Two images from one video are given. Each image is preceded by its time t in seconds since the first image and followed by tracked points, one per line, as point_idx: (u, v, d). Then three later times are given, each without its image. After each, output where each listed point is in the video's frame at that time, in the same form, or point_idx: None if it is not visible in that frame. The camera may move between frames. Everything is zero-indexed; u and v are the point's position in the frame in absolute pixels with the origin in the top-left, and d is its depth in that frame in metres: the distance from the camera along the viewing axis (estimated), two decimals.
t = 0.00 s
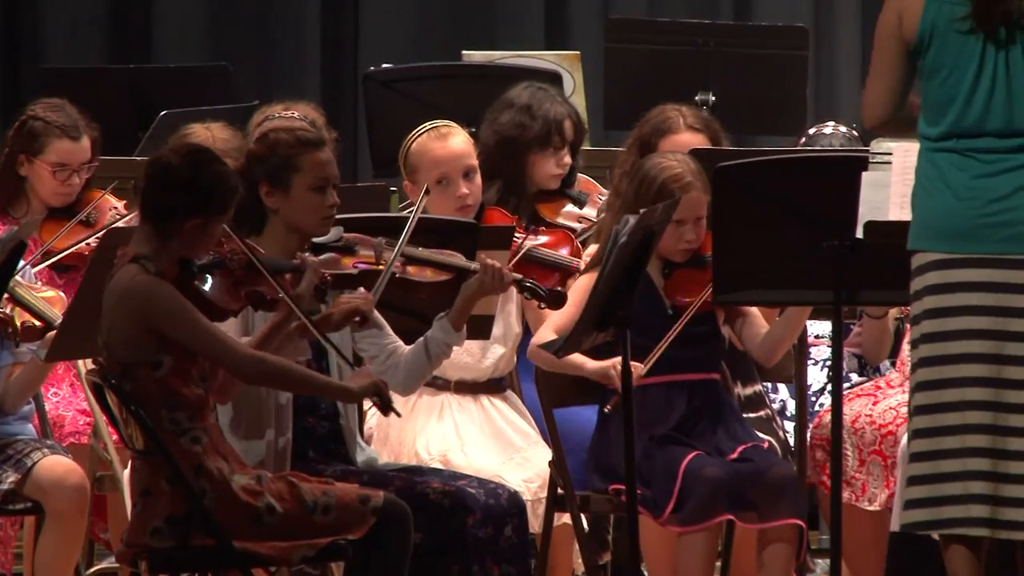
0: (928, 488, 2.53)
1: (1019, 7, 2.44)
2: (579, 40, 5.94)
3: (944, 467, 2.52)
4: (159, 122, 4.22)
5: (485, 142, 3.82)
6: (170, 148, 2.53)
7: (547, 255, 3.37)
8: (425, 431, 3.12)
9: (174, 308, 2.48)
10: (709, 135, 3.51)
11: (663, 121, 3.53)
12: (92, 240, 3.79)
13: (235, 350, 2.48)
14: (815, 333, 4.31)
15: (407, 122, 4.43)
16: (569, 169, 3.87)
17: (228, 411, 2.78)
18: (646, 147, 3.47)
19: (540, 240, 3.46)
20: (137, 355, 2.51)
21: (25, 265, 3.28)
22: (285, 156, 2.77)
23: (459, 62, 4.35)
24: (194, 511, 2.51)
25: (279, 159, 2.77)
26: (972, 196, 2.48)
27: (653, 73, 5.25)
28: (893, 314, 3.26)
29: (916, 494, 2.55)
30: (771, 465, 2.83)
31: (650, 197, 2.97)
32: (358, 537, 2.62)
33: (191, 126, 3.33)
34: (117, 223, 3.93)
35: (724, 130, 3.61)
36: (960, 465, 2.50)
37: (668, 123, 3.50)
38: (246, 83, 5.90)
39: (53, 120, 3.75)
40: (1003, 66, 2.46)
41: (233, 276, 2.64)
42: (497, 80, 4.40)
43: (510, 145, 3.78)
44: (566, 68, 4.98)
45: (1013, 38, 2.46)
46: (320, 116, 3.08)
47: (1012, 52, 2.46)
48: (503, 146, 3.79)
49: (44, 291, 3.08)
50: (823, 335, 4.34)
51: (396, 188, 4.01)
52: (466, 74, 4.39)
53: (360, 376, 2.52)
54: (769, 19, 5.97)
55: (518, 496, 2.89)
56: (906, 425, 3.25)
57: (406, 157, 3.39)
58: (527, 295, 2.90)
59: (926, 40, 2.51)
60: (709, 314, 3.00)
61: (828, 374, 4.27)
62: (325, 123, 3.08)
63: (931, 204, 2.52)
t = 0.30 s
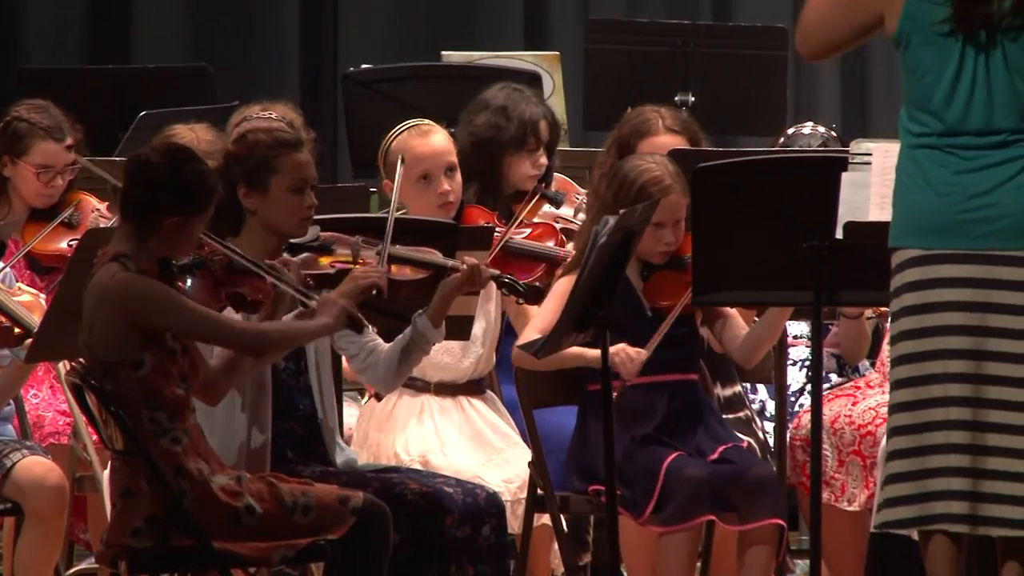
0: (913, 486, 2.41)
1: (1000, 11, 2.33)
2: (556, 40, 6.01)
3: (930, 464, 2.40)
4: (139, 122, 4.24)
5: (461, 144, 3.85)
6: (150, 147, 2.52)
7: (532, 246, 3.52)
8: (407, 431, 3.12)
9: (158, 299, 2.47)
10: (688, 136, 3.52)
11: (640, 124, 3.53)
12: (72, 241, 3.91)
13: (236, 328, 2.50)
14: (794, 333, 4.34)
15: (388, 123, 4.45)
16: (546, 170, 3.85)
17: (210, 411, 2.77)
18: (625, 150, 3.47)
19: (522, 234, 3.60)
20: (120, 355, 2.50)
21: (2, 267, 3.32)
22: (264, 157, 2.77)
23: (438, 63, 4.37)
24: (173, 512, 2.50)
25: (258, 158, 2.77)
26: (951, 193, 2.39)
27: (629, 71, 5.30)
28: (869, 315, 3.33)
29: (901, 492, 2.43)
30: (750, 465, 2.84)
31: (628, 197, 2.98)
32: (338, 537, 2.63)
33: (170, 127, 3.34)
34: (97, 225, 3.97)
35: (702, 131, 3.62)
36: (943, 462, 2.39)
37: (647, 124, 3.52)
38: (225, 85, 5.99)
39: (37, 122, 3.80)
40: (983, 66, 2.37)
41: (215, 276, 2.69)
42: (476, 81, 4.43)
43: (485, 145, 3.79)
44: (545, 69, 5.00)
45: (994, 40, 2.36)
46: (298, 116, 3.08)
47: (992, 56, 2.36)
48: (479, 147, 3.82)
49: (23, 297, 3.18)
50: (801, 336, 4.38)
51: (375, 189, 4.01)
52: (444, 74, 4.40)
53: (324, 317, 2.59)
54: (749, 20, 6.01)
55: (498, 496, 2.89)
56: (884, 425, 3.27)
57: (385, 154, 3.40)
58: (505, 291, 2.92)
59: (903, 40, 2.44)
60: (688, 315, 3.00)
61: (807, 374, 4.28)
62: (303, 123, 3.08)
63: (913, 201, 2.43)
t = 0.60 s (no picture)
0: (881, 494, 2.51)
1: (980, 6, 2.41)
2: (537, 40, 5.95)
3: (897, 472, 2.50)
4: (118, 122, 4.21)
5: (445, 143, 3.90)
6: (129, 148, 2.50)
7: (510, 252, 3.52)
8: (385, 432, 3.13)
9: (134, 299, 2.46)
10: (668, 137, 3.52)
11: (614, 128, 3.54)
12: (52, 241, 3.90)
13: (211, 324, 2.49)
14: (775, 335, 4.34)
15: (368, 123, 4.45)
16: (529, 170, 3.89)
17: (189, 412, 2.76)
18: (604, 150, 3.47)
19: (506, 237, 3.60)
20: (96, 357, 2.49)
21: None
22: (244, 157, 2.77)
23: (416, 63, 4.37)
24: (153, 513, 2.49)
25: (239, 159, 2.77)
26: (931, 203, 2.47)
27: (607, 74, 5.25)
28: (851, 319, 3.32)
29: (871, 500, 2.53)
30: (730, 466, 2.84)
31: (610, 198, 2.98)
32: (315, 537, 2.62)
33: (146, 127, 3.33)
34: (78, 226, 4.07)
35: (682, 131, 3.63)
36: (913, 471, 2.48)
37: (627, 125, 3.52)
38: (204, 84, 5.95)
39: (19, 121, 3.83)
40: (961, 71, 2.45)
41: (193, 276, 2.68)
42: (456, 81, 4.43)
43: (469, 146, 3.85)
44: (525, 70, 4.99)
45: (972, 42, 2.43)
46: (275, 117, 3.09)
47: (970, 56, 2.44)
48: (463, 146, 3.86)
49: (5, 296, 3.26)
50: (782, 337, 4.38)
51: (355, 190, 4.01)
52: (422, 74, 4.40)
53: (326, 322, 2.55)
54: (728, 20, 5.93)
55: (476, 497, 2.89)
56: (864, 426, 3.27)
57: (366, 155, 3.42)
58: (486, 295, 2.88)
59: (882, 45, 2.50)
60: (666, 316, 3.00)
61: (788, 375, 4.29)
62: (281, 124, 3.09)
63: (890, 208, 2.51)
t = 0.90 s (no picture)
0: (861, 493, 2.50)
1: (954, 10, 2.41)
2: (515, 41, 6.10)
3: (882, 472, 2.49)
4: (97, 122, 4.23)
5: (423, 143, 3.94)
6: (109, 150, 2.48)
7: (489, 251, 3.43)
8: (365, 433, 3.13)
9: (109, 315, 2.44)
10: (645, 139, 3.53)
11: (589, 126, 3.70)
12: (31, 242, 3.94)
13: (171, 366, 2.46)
14: (755, 335, 4.36)
15: (349, 124, 4.46)
16: (508, 170, 3.92)
17: (167, 410, 2.76)
18: (582, 151, 3.49)
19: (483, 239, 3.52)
20: (71, 361, 2.47)
21: None
22: (224, 158, 2.75)
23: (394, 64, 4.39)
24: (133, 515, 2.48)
25: (218, 159, 2.75)
26: (906, 205, 2.48)
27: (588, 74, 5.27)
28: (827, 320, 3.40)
29: (851, 499, 2.52)
30: (710, 467, 2.84)
31: (585, 198, 2.98)
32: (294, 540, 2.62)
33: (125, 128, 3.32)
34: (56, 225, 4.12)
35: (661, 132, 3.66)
36: (891, 472, 2.48)
37: (606, 127, 3.55)
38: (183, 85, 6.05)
39: None
40: (937, 73, 2.45)
41: (171, 278, 2.60)
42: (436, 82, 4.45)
43: (446, 146, 3.88)
44: (504, 70, 4.97)
45: (947, 43, 2.44)
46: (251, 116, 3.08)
47: (945, 58, 2.44)
48: (441, 146, 3.89)
49: None
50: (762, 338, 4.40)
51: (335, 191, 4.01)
52: (402, 76, 4.42)
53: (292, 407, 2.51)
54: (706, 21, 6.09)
55: (456, 498, 2.89)
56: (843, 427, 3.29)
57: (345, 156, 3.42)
58: (467, 296, 2.86)
59: (859, 46, 2.51)
60: (645, 317, 3.00)
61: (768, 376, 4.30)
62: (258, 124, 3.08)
63: (867, 210, 2.52)
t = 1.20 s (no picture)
0: (843, 488, 2.47)
1: (933, 13, 2.40)
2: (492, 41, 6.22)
3: (864, 466, 2.47)
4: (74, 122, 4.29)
5: (401, 143, 3.96)
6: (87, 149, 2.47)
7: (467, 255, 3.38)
8: (342, 433, 3.14)
9: (92, 316, 2.43)
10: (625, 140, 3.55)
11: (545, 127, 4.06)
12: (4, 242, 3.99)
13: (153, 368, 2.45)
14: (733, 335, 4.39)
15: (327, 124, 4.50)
16: (487, 170, 3.92)
17: (144, 409, 2.75)
18: (562, 151, 3.49)
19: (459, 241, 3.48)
20: (51, 359, 2.46)
21: None
22: (199, 158, 2.76)
23: (372, 64, 4.47)
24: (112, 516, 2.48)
25: (193, 159, 2.76)
26: (885, 197, 2.46)
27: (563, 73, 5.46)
28: (810, 321, 3.50)
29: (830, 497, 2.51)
30: (687, 466, 2.84)
31: (565, 198, 2.97)
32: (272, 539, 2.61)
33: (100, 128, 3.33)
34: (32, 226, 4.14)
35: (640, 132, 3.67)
36: (878, 464, 2.45)
37: (586, 129, 3.55)
38: (160, 84, 6.22)
39: None
40: (917, 67, 2.43)
41: (149, 278, 2.59)
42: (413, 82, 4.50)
43: (425, 145, 3.90)
44: (481, 71, 5.05)
45: (928, 44, 2.42)
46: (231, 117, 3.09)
47: (925, 55, 2.42)
48: (419, 146, 3.92)
49: None
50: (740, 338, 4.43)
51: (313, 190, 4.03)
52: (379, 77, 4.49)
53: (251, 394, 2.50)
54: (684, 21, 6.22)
55: (433, 498, 2.90)
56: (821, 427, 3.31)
57: (325, 155, 3.45)
58: (444, 293, 2.93)
59: (838, 42, 2.49)
60: (624, 316, 3.01)
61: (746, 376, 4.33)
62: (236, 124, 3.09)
63: (845, 204, 2.50)
